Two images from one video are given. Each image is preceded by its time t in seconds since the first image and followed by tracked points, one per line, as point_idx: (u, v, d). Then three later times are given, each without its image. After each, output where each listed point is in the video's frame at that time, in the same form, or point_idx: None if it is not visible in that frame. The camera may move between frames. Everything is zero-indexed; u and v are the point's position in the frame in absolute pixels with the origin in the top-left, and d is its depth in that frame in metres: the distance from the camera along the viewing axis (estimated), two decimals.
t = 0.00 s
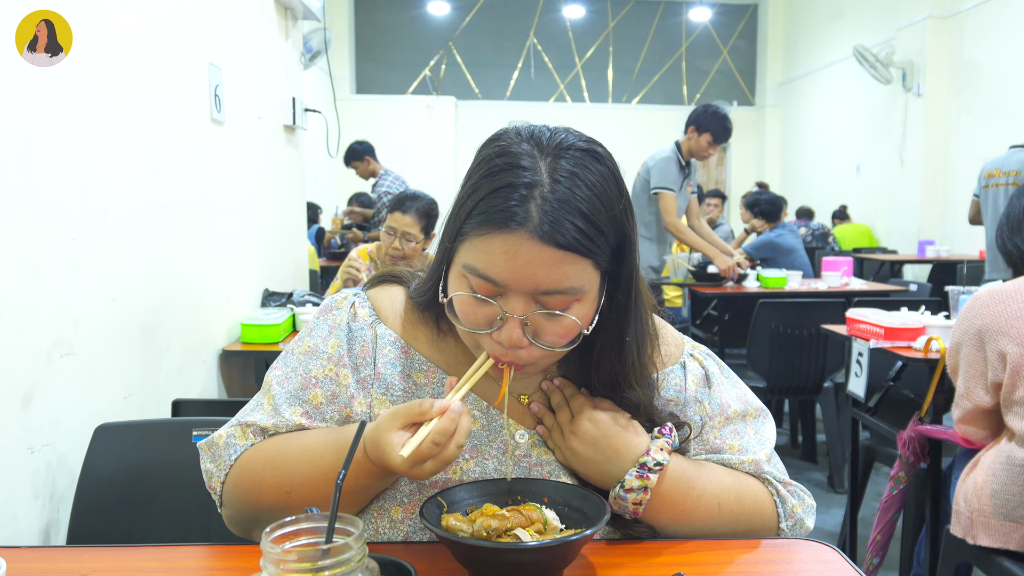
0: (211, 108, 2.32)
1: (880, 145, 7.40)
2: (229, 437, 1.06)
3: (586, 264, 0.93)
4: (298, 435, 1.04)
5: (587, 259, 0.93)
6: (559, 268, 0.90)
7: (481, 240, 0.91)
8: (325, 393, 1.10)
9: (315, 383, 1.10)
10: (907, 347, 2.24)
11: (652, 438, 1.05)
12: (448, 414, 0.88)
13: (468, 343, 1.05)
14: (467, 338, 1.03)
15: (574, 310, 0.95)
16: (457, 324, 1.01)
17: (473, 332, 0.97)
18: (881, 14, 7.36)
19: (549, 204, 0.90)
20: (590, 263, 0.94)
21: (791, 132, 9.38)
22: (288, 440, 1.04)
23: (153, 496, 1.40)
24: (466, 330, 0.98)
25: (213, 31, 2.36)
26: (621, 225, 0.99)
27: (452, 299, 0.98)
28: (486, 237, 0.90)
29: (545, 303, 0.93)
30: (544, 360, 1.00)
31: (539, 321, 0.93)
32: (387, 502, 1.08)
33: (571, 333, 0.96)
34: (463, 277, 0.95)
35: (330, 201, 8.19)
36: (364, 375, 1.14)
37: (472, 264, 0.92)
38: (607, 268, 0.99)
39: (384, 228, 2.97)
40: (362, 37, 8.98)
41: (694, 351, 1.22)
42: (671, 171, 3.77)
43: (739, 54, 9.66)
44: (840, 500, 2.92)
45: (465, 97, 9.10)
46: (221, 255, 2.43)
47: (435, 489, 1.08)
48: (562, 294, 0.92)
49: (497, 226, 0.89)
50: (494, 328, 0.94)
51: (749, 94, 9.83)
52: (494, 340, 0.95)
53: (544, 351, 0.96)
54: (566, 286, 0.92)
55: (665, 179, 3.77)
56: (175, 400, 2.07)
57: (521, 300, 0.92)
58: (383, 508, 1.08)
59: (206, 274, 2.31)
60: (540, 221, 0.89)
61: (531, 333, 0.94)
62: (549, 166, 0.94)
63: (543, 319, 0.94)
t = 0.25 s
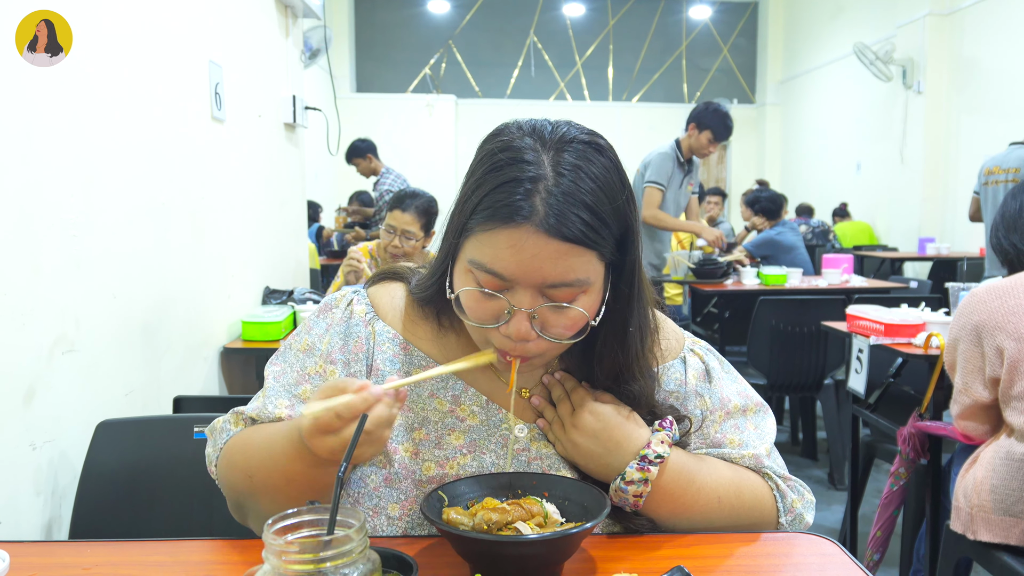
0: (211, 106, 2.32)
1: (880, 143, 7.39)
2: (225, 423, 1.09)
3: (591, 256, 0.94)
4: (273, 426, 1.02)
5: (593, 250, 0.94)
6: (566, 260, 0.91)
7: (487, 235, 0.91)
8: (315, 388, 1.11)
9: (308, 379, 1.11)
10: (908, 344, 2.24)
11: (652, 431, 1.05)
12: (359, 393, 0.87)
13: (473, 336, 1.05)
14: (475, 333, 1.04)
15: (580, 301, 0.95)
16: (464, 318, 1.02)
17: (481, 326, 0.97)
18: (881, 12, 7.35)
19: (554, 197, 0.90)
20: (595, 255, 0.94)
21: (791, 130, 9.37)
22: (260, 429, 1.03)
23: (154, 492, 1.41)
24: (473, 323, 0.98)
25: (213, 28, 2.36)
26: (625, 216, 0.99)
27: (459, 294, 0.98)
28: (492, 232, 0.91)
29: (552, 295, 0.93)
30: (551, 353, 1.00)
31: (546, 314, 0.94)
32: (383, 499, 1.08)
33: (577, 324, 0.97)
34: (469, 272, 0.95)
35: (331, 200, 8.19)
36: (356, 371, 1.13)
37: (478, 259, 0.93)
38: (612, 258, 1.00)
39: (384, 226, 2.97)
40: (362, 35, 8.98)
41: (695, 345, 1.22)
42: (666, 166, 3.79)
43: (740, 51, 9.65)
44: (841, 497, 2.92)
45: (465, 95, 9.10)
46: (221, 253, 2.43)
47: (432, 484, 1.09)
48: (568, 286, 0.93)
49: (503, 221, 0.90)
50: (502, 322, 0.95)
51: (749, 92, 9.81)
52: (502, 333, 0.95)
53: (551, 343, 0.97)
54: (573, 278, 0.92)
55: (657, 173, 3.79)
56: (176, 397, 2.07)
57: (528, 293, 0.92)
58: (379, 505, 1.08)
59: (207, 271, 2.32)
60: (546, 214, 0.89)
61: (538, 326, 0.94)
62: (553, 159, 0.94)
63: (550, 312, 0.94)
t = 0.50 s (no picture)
0: (211, 104, 2.33)
1: (880, 139, 7.39)
2: (225, 414, 1.10)
3: (590, 258, 0.94)
4: (279, 423, 1.05)
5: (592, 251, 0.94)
6: (565, 262, 0.91)
7: (485, 239, 0.92)
8: (318, 384, 1.12)
9: (309, 375, 1.12)
10: (907, 339, 2.24)
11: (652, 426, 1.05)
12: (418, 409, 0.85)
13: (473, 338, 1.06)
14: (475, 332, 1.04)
15: (580, 302, 0.96)
16: (464, 320, 1.02)
17: (481, 328, 0.97)
18: (881, 8, 7.34)
19: (551, 200, 0.90)
20: (594, 256, 0.95)
21: (791, 127, 9.37)
22: (267, 426, 1.04)
23: (155, 489, 1.41)
24: (473, 325, 0.98)
25: (212, 27, 2.36)
26: (623, 215, 1.00)
27: (459, 296, 0.99)
28: (490, 235, 0.91)
29: (552, 297, 0.94)
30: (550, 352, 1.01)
31: (545, 315, 0.95)
32: (383, 495, 1.08)
33: (576, 325, 0.97)
34: (468, 275, 0.96)
35: (331, 198, 8.21)
36: (354, 367, 1.14)
37: (477, 262, 0.93)
38: (610, 258, 1.00)
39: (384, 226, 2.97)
40: (361, 35, 8.98)
41: (693, 341, 1.22)
42: (665, 164, 3.79)
43: (739, 48, 9.63)
44: (842, 493, 2.92)
45: (465, 94, 9.10)
46: (222, 252, 2.44)
47: (431, 479, 1.09)
48: (568, 287, 0.93)
49: (501, 225, 0.90)
50: (503, 324, 0.95)
51: (748, 89, 9.80)
52: (502, 336, 0.96)
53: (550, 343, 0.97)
54: (572, 279, 0.92)
55: (654, 171, 3.79)
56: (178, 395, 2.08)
57: (527, 295, 0.93)
58: (379, 501, 1.08)
59: (208, 270, 2.33)
60: (544, 218, 0.89)
61: (538, 327, 0.95)
62: (550, 161, 0.94)
63: (550, 313, 0.95)
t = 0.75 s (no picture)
0: (211, 103, 2.33)
1: (881, 137, 7.38)
2: (225, 413, 1.10)
3: (591, 253, 0.94)
4: (280, 423, 1.05)
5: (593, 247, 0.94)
6: (567, 258, 0.91)
7: (487, 237, 0.92)
8: (318, 381, 1.13)
9: (309, 372, 1.13)
10: (907, 335, 2.25)
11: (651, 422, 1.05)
12: (401, 420, 0.89)
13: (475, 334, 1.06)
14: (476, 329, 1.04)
15: (583, 297, 0.96)
16: (467, 317, 1.02)
17: (484, 324, 0.97)
18: (881, 7, 7.33)
19: (552, 197, 0.91)
20: (596, 251, 0.95)
21: (792, 126, 9.37)
22: (268, 426, 1.05)
23: (156, 486, 1.41)
24: (477, 323, 0.98)
25: (212, 25, 2.36)
26: (623, 208, 1.00)
27: (462, 294, 0.99)
28: (492, 234, 0.91)
29: (555, 292, 0.94)
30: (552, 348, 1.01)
31: (549, 310, 0.95)
32: (383, 491, 1.09)
33: (579, 320, 0.97)
34: (471, 272, 0.96)
35: (332, 197, 8.22)
36: (354, 365, 1.14)
37: (480, 260, 0.93)
38: (611, 252, 1.00)
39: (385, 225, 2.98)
40: (361, 35, 8.98)
41: (693, 337, 1.22)
42: (665, 163, 3.79)
43: (739, 47, 9.62)
44: (842, 490, 2.92)
45: (465, 93, 9.10)
46: (222, 250, 2.44)
47: (431, 474, 1.09)
48: (571, 282, 0.93)
49: (503, 223, 0.90)
50: (505, 320, 0.95)
51: (749, 88, 9.79)
52: (505, 332, 0.96)
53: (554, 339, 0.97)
54: (575, 274, 0.93)
55: (654, 170, 3.79)
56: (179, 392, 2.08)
57: (530, 291, 0.93)
58: (379, 497, 1.09)
59: (208, 269, 2.33)
60: (545, 215, 0.89)
61: (542, 323, 0.95)
62: (549, 157, 0.95)
63: (553, 308, 0.95)
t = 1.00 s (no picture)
0: (211, 101, 2.34)
1: (882, 135, 7.37)
2: (225, 410, 1.09)
3: (587, 246, 0.94)
4: (279, 418, 1.05)
5: (589, 241, 0.94)
6: (563, 251, 0.91)
7: (483, 230, 0.92)
8: (318, 376, 1.13)
9: (309, 368, 1.13)
10: (907, 332, 2.25)
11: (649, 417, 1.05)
12: (392, 411, 0.89)
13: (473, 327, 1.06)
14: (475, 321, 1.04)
15: (579, 289, 0.96)
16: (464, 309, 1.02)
17: (481, 316, 0.98)
18: (882, 5, 7.32)
19: (549, 189, 0.91)
20: (592, 245, 0.95)
21: (792, 124, 9.36)
22: (267, 422, 1.05)
23: (155, 481, 1.41)
24: (474, 314, 0.99)
25: (212, 23, 2.36)
26: (620, 202, 1.00)
27: (458, 286, 0.99)
28: (488, 226, 0.91)
29: (551, 285, 0.94)
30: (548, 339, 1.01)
31: (545, 302, 0.95)
32: (381, 485, 1.09)
33: (574, 312, 0.97)
34: (467, 264, 0.96)
35: (333, 196, 8.22)
36: (354, 359, 1.14)
37: (476, 252, 0.93)
38: (608, 244, 1.00)
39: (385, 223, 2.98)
40: (362, 34, 8.98)
41: (691, 332, 1.22)
42: (665, 161, 3.78)
43: (740, 46, 9.61)
44: (843, 488, 2.92)
45: (466, 92, 9.10)
46: (222, 248, 2.44)
47: (430, 468, 1.09)
48: (566, 276, 0.93)
49: (499, 215, 0.90)
50: (502, 312, 0.95)
51: (750, 87, 9.78)
52: (502, 324, 0.96)
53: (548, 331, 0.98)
54: (571, 267, 0.93)
55: (655, 168, 3.79)
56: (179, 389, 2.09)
57: (525, 284, 0.93)
58: (377, 491, 1.09)
59: (209, 266, 2.33)
60: (541, 208, 0.89)
61: (537, 316, 0.95)
62: (546, 150, 0.94)
63: (549, 301, 0.95)
